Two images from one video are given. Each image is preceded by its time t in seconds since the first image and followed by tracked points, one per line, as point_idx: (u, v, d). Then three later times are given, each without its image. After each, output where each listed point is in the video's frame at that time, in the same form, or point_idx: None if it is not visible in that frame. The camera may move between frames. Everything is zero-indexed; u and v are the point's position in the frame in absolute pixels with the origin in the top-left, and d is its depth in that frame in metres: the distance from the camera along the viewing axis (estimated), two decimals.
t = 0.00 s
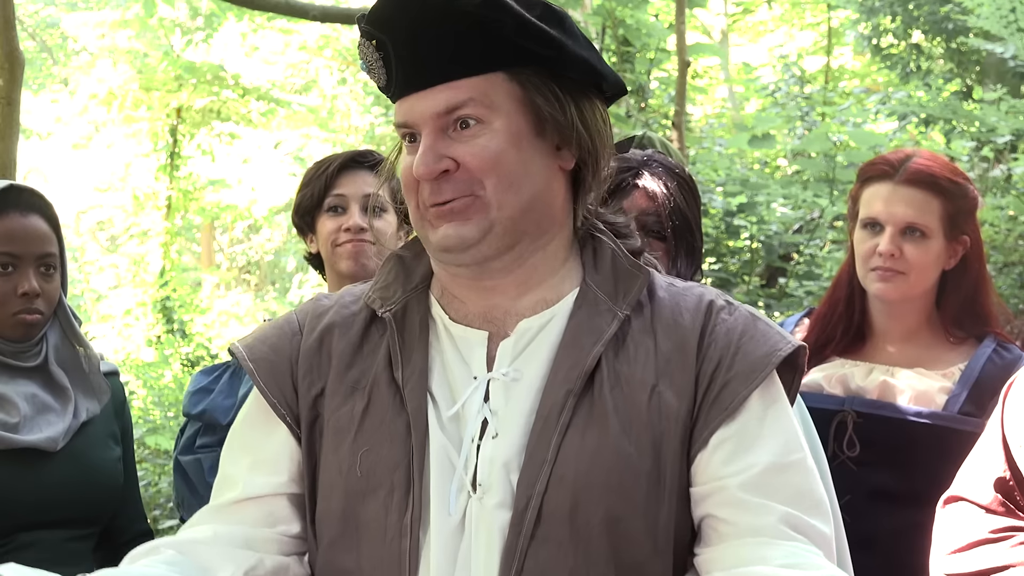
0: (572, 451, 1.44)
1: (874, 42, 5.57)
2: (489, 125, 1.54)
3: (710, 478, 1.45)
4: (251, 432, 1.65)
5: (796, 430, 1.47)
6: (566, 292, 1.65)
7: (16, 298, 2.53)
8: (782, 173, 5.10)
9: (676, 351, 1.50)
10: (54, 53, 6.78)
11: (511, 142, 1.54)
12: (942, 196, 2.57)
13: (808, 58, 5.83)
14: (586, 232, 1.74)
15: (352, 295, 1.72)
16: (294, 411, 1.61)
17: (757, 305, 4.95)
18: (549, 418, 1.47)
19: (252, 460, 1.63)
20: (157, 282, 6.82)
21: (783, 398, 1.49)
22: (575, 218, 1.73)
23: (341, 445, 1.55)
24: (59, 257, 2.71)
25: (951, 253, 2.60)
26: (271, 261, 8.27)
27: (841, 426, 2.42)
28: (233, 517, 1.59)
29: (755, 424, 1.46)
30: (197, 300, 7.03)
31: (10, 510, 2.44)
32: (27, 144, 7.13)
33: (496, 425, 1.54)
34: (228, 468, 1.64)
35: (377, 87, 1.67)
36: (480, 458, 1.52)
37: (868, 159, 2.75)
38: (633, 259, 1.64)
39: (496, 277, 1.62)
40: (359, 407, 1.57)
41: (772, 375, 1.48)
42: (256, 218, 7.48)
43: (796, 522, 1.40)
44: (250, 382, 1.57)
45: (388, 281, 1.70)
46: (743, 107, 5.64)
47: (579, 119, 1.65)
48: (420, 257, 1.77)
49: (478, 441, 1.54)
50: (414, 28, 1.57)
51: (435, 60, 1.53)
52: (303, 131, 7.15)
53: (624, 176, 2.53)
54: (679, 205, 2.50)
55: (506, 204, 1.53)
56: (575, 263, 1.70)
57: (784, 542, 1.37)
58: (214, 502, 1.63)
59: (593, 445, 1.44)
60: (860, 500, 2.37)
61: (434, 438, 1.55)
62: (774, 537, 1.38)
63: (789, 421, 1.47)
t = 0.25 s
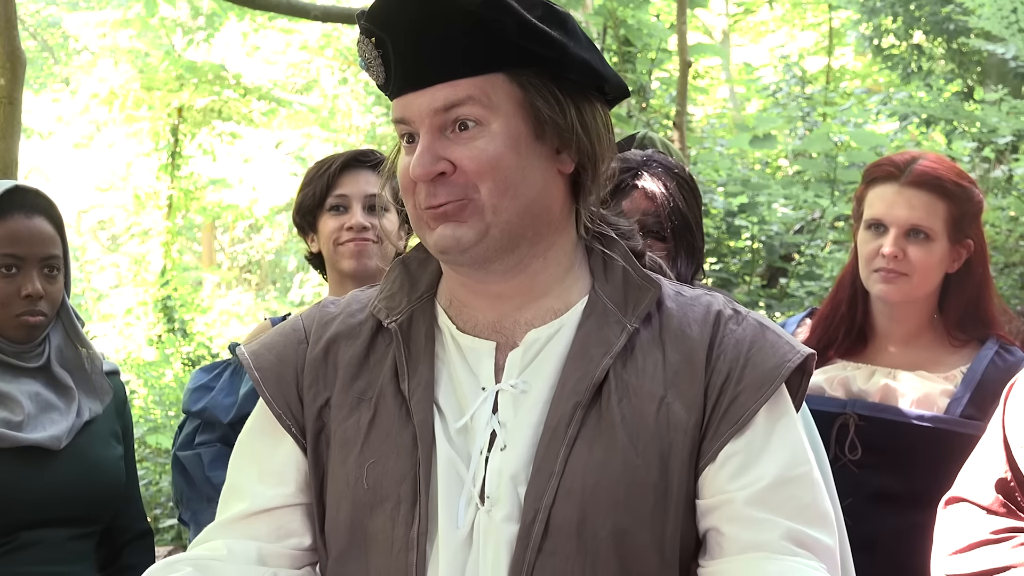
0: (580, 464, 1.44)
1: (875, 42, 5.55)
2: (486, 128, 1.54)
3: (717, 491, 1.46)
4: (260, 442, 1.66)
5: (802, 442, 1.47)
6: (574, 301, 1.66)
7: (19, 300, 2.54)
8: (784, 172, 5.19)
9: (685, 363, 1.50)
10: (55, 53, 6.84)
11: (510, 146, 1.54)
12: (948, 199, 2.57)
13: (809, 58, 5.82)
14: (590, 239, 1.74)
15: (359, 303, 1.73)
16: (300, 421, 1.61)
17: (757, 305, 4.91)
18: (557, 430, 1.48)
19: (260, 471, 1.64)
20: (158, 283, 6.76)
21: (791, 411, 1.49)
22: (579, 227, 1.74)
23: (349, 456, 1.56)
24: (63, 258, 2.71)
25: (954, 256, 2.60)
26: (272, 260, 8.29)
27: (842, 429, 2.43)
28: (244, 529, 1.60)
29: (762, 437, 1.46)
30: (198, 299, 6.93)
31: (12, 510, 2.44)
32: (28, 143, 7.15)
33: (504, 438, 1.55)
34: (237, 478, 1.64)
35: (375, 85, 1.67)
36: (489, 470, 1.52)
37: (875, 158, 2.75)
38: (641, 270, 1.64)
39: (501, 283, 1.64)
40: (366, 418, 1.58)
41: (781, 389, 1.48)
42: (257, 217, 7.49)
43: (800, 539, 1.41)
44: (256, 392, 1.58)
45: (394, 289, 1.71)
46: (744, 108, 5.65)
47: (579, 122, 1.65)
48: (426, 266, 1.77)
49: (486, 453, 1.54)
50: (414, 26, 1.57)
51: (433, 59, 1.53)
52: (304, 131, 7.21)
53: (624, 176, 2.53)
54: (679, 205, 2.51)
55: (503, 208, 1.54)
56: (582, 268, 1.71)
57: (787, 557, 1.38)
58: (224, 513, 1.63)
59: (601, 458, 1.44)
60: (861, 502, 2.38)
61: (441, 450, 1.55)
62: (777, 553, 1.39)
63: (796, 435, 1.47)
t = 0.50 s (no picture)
0: (584, 470, 1.45)
1: (878, 43, 5.53)
2: (488, 136, 1.55)
3: (718, 498, 1.46)
4: (267, 444, 1.66)
5: (803, 449, 1.47)
6: (578, 306, 1.66)
7: (23, 298, 2.54)
8: (784, 172, 5.15)
9: (689, 369, 1.50)
10: (57, 50, 6.84)
11: (512, 153, 1.54)
12: (954, 199, 2.57)
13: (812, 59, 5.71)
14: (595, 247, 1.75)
15: (365, 305, 1.73)
16: (305, 424, 1.62)
17: (757, 305, 4.87)
18: (560, 436, 1.48)
19: (268, 472, 1.64)
20: (159, 280, 6.75)
21: (793, 417, 1.50)
22: (582, 237, 1.74)
23: (353, 460, 1.56)
24: (67, 257, 2.72)
25: (959, 257, 2.60)
26: (274, 259, 8.28)
27: (844, 430, 2.43)
28: (250, 531, 1.60)
29: (763, 444, 1.47)
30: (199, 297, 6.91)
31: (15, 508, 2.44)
32: (30, 140, 7.16)
33: (508, 444, 1.55)
34: (244, 479, 1.65)
35: (378, 87, 1.67)
36: (493, 476, 1.53)
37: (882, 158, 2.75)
38: (646, 275, 1.64)
39: (504, 288, 1.64)
40: (370, 422, 1.58)
41: (784, 396, 1.48)
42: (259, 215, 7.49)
43: (799, 547, 1.41)
44: (261, 395, 1.59)
45: (399, 293, 1.71)
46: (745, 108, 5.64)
47: (581, 130, 1.65)
48: (431, 269, 1.77)
49: (491, 459, 1.55)
50: (417, 29, 1.57)
51: (436, 63, 1.54)
52: (306, 129, 7.27)
53: (626, 176, 2.54)
54: (681, 205, 2.51)
55: (505, 216, 1.54)
56: (586, 273, 1.71)
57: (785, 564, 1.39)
58: (231, 514, 1.64)
59: (604, 464, 1.44)
60: (863, 503, 2.38)
61: (446, 456, 1.56)
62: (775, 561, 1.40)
63: (797, 441, 1.47)
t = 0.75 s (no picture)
0: (586, 475, 1.45)
1: (880, 43, 5.53)
2: (495, 136, 1.55)
3: (719, 502, 1.46)
4: (272, 445, 1.66)
5: (804, 453, 1.48)
6: (582, 309, 1.66)
7: (24, 299, 2.54)
8: (786, 173, 5.20)
9: (691, 374, 1.50)
10: (59, 50, 6.83)
11: (519, 155, 1.55)
12: (956, 200, 2.57)
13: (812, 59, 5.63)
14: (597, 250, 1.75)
15: (369, 306, 1.73)
16: (310, 425, 1.62)
17: (758, 306, 4.86)
18: (563, 441, 1.48)
19: (273, 473, 1.64)
20: (161, 279, 6.75)
21: (795, 421, 1.50)
22: (585, 239, 1.74)
23: (357, 463, 1.56)
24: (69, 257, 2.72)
25: (961, 257, 2.61)
26: (275, 259, 8.28)
27: (846, 430, 2.44)
28: (256, 531, 1.61)
29: (764, 449, 1.47)
30: (201, 297, 6.93)
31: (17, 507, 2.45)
32: (33, 140, 7.18)
33: (512, 448, 1.55)
34: (249, 481, 1.65)
35: (384, 87, 1.67)
36: (496, 480, 1.53)
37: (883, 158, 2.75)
38: (649, 279, 1.64)
39: (507, 291, 1.64)
40: (375, 425, 1.58)
41: (785, 401, 1.48)
42: (260, 215, 7.49)
43: (800, 552, 1.41)
44: (266, 397, 1.59)
45: (403, 294, 1.71)
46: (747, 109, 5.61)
47: (587, 133, 1.65)
48: (436, 271, 1.77)
49: (494, 463, 1.55)
50: (425, 30, 1.57)
51: (444, 64, 1.54)
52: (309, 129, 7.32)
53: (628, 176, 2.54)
54: (683, 205, 2.51)
55: (510, 216, 1.54)
56: (589, 276, 1.72)
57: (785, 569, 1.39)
58: (236, 515, 1.64)
59: (607, 469, 1.45)
60: (864, 503, 2.38)
61: (450, 459, 1.56)
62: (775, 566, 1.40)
63: (798, 445, 1.48)
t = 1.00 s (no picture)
0: (589, 475, 1.45)
1: (881, 42, 5.51)
2: (503, 137, 1.55)
3: (722, 502, 1.46)
4: (277, 444, 1.66)
5: (807, 452, 1.48)
6: (585, 308, 1.66)
7: (23, 300, 2.54)
8: (788, 172, 5.16)
9: (694, 373, 1.50)
10: (60, 49, 6.81)
11: (526, 155, 1.55)
12: (953, 198, 2.57)
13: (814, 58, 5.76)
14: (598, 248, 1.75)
15: (373, 305, 1.73)
16: (313, 424, 1.62)
17: (760, 305, 4.91)
18: (566, 440, 1.48)
19: (278, 472, 1.64)
20: (163, 280, 6.76)
21: (798, 420, 1.50)
22: (587, 237, 1.75)
23: (361, 462, 1.56)
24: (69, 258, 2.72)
25: (961, 255, 2.60)
26: (277, 259, 8.25)
27: (848, 428, 2.43)
28: (259, 530, 1.61)
29: (767, 448, 1.47)
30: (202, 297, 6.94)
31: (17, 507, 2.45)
32: (34, 140, 7.19)
33: (515, 447, 1.55)
34: (253, 480, 1.65)
35: (391, 87, 1.67)
36: (500, 480, 1.53)
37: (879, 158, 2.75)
38: (652, 279, 1.64)
39: (511, 289, 1.64)
40: (378, 424, 1.58)
41: (789, 400, 1.48)
42: (261, 215, 7.49)
43: (802, 552, 1.41)
44: (269, 396, 1.59)
45: (407, 294, 1.71)
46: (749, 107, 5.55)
47: (594, 133, 1.66)
48: (439, 271, 1.77)
49: (498, 463, 1.55)
50: (432, 31, 1.57)
51: (451, 63, 1.54)
52: (310, 129, 7.24)
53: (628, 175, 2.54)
54: (683, 205, 2.51)
55: (518, 215, 1.54)
56: (592, 275, 1.72)
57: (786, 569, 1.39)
58: (239, 513, 1.64)
59: (610, 469, 1.44)
60: (866, 501, 2.37)
61: (453, 459, 1.56)
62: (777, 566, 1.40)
63: (800, 445, 1.48)
